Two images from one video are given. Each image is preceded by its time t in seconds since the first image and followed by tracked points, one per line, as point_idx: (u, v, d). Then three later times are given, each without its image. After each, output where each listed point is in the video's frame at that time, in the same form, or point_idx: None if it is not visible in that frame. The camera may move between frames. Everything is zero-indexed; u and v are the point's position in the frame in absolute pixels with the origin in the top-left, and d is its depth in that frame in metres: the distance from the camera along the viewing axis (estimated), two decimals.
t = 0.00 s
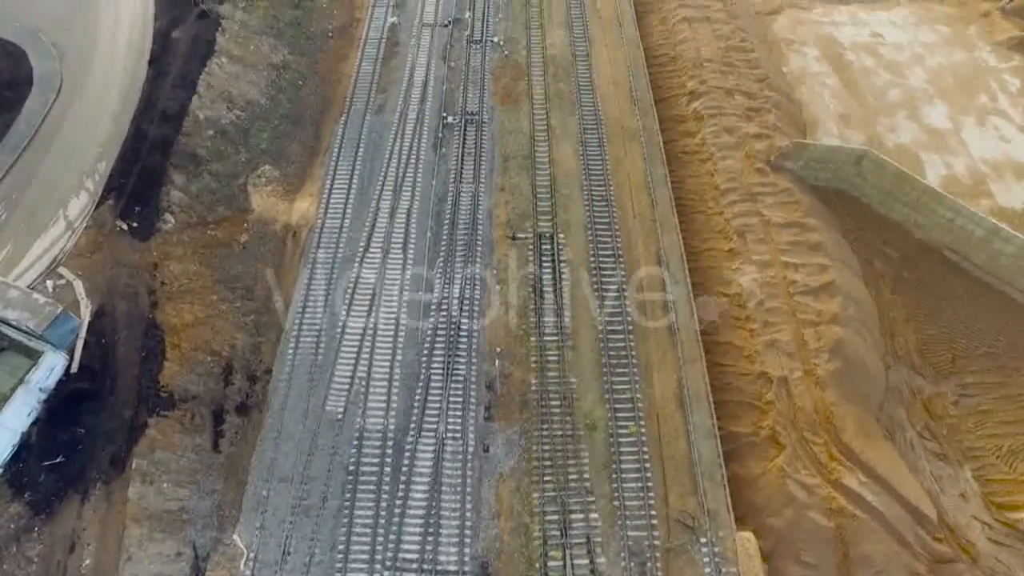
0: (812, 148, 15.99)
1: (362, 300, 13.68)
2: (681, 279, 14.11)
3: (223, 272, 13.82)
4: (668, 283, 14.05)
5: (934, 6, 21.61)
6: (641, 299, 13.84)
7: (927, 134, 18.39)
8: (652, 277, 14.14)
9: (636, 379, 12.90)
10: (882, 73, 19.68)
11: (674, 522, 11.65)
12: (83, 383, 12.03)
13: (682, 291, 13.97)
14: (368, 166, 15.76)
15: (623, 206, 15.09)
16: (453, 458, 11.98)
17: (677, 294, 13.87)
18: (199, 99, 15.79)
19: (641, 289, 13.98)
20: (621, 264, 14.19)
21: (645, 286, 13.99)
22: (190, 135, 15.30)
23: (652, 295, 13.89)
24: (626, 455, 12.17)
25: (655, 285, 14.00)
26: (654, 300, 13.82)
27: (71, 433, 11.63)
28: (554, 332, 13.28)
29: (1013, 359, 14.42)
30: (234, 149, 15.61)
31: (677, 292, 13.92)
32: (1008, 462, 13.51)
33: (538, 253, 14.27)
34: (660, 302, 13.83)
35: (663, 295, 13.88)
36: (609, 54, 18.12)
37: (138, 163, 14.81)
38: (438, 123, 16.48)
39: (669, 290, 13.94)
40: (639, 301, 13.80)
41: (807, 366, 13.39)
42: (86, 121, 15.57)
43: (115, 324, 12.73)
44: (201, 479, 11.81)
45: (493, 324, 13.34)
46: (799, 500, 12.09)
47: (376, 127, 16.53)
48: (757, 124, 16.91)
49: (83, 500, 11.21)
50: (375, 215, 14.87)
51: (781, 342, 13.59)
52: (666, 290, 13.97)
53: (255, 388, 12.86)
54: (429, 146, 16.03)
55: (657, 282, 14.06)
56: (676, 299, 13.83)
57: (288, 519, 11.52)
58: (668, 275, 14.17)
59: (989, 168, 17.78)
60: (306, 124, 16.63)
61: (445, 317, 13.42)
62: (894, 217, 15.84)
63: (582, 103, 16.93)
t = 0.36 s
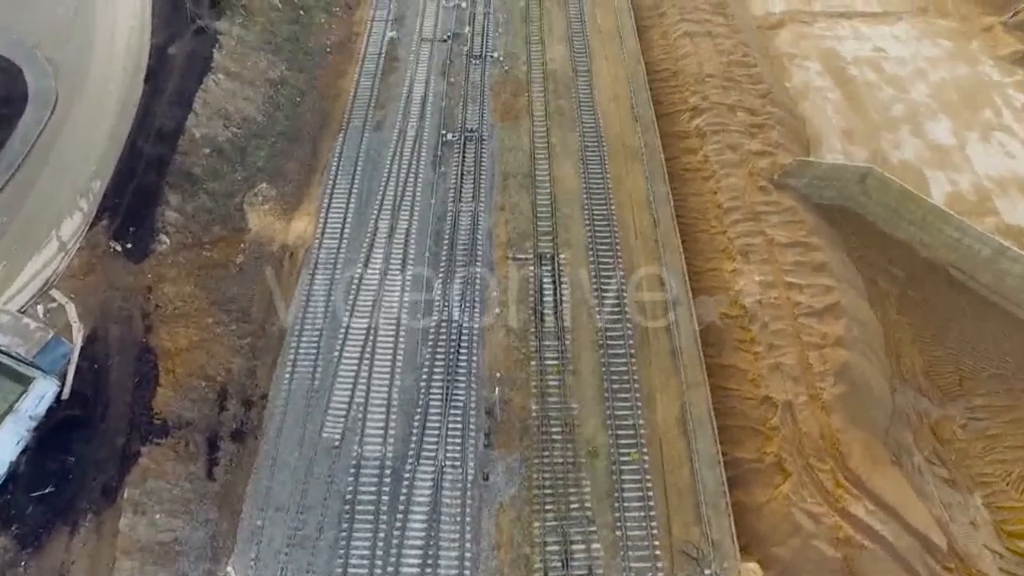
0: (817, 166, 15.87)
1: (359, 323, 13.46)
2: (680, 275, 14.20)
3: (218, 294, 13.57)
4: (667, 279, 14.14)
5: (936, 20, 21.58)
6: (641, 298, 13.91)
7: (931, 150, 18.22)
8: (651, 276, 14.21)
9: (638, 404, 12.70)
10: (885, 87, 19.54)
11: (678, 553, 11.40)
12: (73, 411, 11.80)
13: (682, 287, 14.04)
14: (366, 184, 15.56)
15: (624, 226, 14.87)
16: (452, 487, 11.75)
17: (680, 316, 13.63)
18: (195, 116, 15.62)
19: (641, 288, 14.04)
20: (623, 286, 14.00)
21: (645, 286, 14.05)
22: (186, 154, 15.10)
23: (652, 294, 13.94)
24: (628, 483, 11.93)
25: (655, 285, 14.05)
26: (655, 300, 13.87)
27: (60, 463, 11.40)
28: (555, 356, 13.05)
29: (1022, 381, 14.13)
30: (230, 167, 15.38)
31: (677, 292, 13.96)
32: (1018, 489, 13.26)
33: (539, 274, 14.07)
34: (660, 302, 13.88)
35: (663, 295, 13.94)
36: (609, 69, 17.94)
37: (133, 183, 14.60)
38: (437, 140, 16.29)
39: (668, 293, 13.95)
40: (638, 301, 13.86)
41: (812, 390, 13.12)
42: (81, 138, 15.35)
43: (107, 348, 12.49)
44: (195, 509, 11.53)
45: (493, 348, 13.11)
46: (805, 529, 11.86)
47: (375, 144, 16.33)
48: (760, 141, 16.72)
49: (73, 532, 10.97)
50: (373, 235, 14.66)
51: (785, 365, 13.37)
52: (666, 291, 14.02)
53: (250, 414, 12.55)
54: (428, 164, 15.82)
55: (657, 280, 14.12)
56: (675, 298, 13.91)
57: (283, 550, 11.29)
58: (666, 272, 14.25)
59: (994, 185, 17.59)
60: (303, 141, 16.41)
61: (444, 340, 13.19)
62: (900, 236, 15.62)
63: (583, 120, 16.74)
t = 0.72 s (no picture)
0: (820, 185, 15.60)
1: (357, 346, 13.24)
2: (677, 275, 14.31)
3: (214, 317, 13.37)
4: (664, 278, 14.25)
5: (938, 35, 21.59)
6: (640, 297, 13.98)
7: (935, 166, 18.08)
8: (649, 276, 14.27)
9: (640, 430, 12.47)
10: (888, 102, 19.44)
11: None
12: (64, 440, 11.54)
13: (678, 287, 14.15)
14: (364, 203, 15.36)
15: (626, 246, 14.67)
16: (451, 516, 11.51)
17: (682, 339, 13.43)
18: (190, 135, 15.31)
19: (640, 288, 14.10)
20: (625, 308, 13.77)
21: (645, 286, 14.11)
22: (182, 173, 14.86)
23: (649, 295, 14.00)
24: (631, 512, 11.69)
25: (654, 285, 14.11)
26: (654, 300, 13.92)
27: (50, 493, 11.12)
28: (556, 381, 12.84)
29: None
30: (226, 186, 15.18)
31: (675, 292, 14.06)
32: None
33: (540, 296, 13.84)
34: (660, 302, 13.94)
35: (661, 296, 14.01)
36: (610, 85, 17.77)
37: (128, 203, 14.36)
38: (436, 157, 16.10)
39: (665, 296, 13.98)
40: (638, 300, 13.93)
41: (817, 415, 12.88)
42: (75, 157, 15.13)
43: (100, 374, 12.23)
44: (189, 540, 11.34)
45: (493, 373, 12.90)
46: (812, 559, 11.62)
47: (373, 162, 16.14)
48: (763, 158, 16.54)
49: (62, 566, 10.70)
50: (371, 256, 14.45)
51: (790, 390, 13.11)
52: (664, 292, 14.07)
53: (246, 440, 12.40)
54: (427, 182, 15.63)
55: (654, 280, 14.18)
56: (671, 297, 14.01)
57: None
58: (664, 272, 14.33)
59: (1000, 202, 17.40)
60: (302, 159, 16.28)
61: (443, 364, 12.97)
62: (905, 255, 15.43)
63: (584, 137, 16.56)
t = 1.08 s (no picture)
0: (822, 206, 15.34)
1: (354, 371, 13.02)
2: (675, 274, 14.37)
3: (208, 341, 13.14)
4: (663, 278, 14.33)
5: (941, 49, 21.55)
6: (641, 297, 14.04)
7: (939, 183, 17.92)
8: (649, 275, 14.36)
9: (643, 456, 12.25)
10: (891, 118, 19.34)
11: None
12: (53, 469, 11.33)
13: (677, 287, 14.24)
14: (362, 223, 15.16)
15: (628, 266, 14.46)
16: (450, 547, 11.27)
17: (685, 363, 13.21)
18: (186, 154, 15.14)
19: (641, 289, 14.18)
20: (627, 331, 13.54)
21: (645, 286, 14.18)
22: (177, 192, 14.65)
23: (648, 295, 14.07)
24: (633, 542, 11.44)
25: (654, 286, 14.19)
26: (653, 300, 13.99)
27: (38, 524, 10.92)
28: (557, 407, 12.63)
29: None
30: (223, 206, 14.97)
31: (674, 290, 14.15)
32: None
33: (540, 319, 13.62)
34: (659, 302, 14.01)
35: (662, 296, 14.07)
36: (610, 102, 17.59)
37: (122, 224, 14.16)
38: (435, 176, 15.91)
39: (664, 296, 14.05)
40: (638, 301, 13.99)
41: (823, 441, 12.65)
42: (70, 176, 14.94)
43: (92, 401, 12.01)
44: (182, 571, 11.09)
45: (493, 398, 12.69)
46: None
47: (372, 181, 15.95)
48: (766, 176, 16.34)
49: None
50: (369, 277, 14.25)
51: (795, 415, 12.90)
52: (664, 292, 14.15)
53: (241, 467, 12.14)
54: (426, 201, 15.44)
55: (654, 280, 14.26)
56: (670, 296, 14.07)
57: None
58: (662, 272, 14.40)
59: (1006, 219, 17.21)
60: (300, 176, 16.11)
61: (442, 390, 12.76)
62: (911, 275, 15.16)
63: (585, 155, 16.37)
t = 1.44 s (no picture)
0: (825, 224, 15.10)
1: (351, 396, 12.79)
2: (673, 273, 14.51)
3: (203, 365, 12.92)
4: (662, 276, 14.46)
5: (942, 65, 21.52)
6: (640, 296, 14.16)
7: (944, 200, 17.76)
8: (648, 275, 14.49)
9: (645, 483, 12.02)
10: (894, 135, 19.25)
11: None
12: (41, 500, 11.05)
13: (676, 284, 14.36)
14: (360, 244, 14.97)
15: (629, 288, 14.26)
16: None
17: (688, 388, 13.00)
18: (182, 172, 14.94)
19: (640, 288, 14.29)
20: (628, 354, 13.33)
21: (645, 285, 14.29)
22: (172, 213, 14.45)
23: (648, 294, 14.17)
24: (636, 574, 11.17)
25: (653, 284, 14.31)
26: (653, 301, 14.09)
27: (24, 558, 10.61)
28: (557, 434, 12.40)
29: None
30: (219, 227, 14.77)
31: (672, 288, 14.31)
32: None
33: (540, 343, 13.39)
34: (656, 301, 14.11)
35: (661, 295, 14.18)
36: (611, 119, 17.45)
37: (116, 245, 13.92)
38: (433, 195, 15.72)
39: (663, 295, 14.15)
40: (638, 301, 14.09)
41: (829, 468, 12.38)
42: (64, 197, 14.75)
43: (83, 429, 11.76)
44: None
45: (493, 425, 12.47)
46: None
47: (370, 201, 15.76)
48: (769, 195, 16.15)
49: None
50: (367, 300, 14.03)
51: (800, 441, 12.64)
52: (663, 291, 14.27)
53: (235, 495, 11.90)
54: (424, 221, 15.24)
55: (654, 279, 14.38)
56: (669, 295, 14.20)
57: None
58: (662, 272, 14.51)
59: (1011, 237, 17.02)
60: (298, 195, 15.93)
61: (441, 416, 12.54)
62: (915, 294, 14.93)
63: (585, 174, 16.19)
